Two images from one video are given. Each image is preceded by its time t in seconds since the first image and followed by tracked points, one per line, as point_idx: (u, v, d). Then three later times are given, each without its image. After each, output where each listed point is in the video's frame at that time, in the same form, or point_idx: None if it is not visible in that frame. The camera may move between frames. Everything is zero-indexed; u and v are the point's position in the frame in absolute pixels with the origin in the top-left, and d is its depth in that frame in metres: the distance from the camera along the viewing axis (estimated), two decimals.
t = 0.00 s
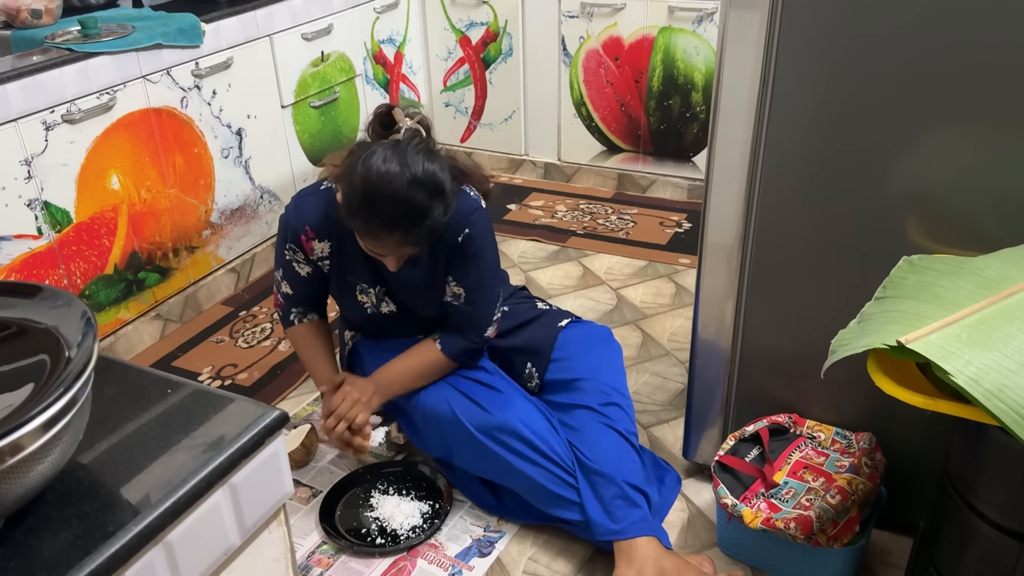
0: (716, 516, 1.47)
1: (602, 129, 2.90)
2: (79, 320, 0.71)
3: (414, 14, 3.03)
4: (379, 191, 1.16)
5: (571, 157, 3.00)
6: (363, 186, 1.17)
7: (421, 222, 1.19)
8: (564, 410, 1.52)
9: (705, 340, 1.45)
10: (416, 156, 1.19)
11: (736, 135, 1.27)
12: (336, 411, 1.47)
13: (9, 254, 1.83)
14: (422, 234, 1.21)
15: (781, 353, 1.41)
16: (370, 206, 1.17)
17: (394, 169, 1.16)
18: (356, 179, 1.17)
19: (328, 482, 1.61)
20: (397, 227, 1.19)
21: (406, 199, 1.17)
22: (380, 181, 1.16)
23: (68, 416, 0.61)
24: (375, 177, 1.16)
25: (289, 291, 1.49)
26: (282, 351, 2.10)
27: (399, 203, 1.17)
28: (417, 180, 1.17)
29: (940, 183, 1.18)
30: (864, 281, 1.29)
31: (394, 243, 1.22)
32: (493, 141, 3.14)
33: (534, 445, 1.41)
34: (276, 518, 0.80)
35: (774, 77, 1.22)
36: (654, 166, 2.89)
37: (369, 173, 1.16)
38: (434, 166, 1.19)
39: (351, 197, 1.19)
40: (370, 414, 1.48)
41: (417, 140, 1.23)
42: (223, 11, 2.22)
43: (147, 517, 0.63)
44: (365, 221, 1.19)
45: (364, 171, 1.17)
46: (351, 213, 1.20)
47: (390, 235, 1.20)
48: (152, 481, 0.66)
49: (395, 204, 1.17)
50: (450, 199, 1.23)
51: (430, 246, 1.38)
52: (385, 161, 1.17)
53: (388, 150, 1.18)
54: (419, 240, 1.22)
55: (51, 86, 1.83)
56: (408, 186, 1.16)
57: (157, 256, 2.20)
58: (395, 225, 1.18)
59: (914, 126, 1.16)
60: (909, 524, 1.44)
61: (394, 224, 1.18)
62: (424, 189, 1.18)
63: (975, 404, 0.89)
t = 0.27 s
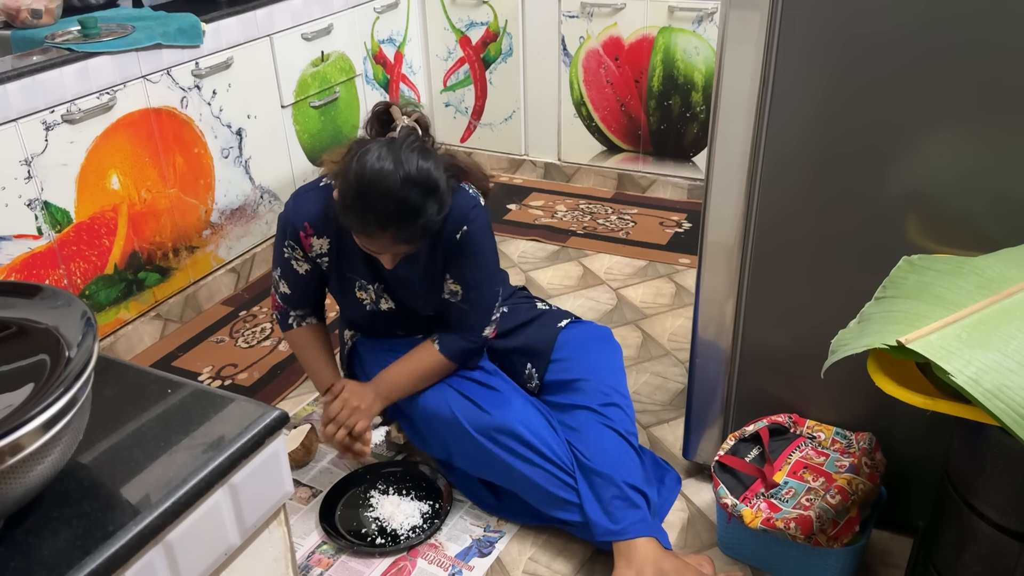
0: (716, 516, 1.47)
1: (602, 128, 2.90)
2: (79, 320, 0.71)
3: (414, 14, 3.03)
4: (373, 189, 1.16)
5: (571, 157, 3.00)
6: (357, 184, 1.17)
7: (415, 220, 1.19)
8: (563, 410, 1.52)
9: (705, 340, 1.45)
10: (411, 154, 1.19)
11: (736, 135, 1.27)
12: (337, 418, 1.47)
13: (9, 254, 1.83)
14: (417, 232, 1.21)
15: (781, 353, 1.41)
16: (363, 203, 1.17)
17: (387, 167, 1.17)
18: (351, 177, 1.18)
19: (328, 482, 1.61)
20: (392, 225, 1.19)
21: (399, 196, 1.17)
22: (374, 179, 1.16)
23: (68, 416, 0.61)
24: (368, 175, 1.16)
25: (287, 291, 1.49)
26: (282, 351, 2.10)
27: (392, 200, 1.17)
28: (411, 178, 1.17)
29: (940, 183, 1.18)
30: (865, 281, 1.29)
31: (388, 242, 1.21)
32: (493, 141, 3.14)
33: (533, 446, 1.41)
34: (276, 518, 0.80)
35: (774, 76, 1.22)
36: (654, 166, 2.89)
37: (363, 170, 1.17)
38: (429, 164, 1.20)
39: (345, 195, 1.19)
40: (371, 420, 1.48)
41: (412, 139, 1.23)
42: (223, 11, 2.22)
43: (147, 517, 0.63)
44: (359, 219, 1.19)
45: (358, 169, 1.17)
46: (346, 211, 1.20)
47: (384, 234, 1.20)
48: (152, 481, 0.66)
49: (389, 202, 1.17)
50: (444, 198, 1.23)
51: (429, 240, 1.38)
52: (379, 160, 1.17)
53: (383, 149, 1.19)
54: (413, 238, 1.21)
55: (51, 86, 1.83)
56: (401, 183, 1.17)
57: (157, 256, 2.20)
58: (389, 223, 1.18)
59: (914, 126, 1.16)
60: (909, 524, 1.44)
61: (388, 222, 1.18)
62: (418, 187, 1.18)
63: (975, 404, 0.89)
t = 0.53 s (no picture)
0: (716, 516, 1.47)
1: (602, 128, 2.90)
2: (79, 320, 0.71)
3: (414, 14, 3.03)
4: (386, 175, 1.16)
5: (571, 157, 3.00)
6: (369, 171, 1.16)
7: (429, 204, 1.20)
8: (564, 410, 1.51)
9: (705, 340, 1.45)
10: (420, 139, 1.19)
11: (736, 135, 1.27)
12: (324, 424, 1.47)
13: (9, 254, 1.83)
14: (430, 216, 1.21)
15: (781, 353, 1.41)
16: (377, 190, 1.17)
17: (399, 153, 1.17)
18: (362, 165, 1.17)
19: (328, 482, 1.61)
20: (406, 211, 1.19)
21: (413, 180, 1.17)
22: (386, 165, 1.16)
23: (68, 416, 0.61)
24: (380, 161, 1.16)
25: (296, 292, 1.48)
26: (282, 351, 2.10)
27: (407, 185, 1.17)
28: (423, 162, 1.18)
29: (940, 183, 1.18)
30: (865, 281, 1.29)
31: (403, 227, 1.21)
32: (493, 141, 3.14)
33: (534, 445, 1.41)
34: (276, 518, 0.80)
35: (774, 76, 1.22)
36: (654, 166, 2.89)
37: (374, 158, 1.16)
38: (438, 148, 1.20)
39: (358, 183, 1.18)
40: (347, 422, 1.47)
41: (418, 125, 1.23)
42: (223, 11, 2.22)
43: (147, 517, 0.63)
44: (373, 206, 1.18)
45: (368, 157, 1.17)
46: (358, 200, 1.20)
47: (399, 219, 1.20)
48: (152, 481, 0.66)
49: (404, 186, 1.17)
50: (455, 179, 1.23)
51: (440, 230, 1.38)
52: (389, 146, 1.17)
53: (391, 135, 1.19)
54: (428, 222, 1.22)
55: (51, 86, 1.83)
56: (414, 167, 1.17)
57: (157, 255, 2.20)
58: (404, 208, 1.18)
59: (914, 126, 1.16)
60: (909, 525, 1.44)
61: (403, 207, 1.18)
62: (430, 170, 1.18)
63: (975, 404, 0.89)
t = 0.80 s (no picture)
0: (716, 516, 1.47)
1: (602, 128, 2.90)
2: (79, 320, 0.71)
3: (414, 14, 3.03)
4: (392, 165, 1.16)
5: (571, 157, 3.00)
6: (375, 162, 1.16)
7: (435, 194, 1.20)
8: (562, 410, 1.51)
9: (705, 340, 1.45)
10: (425, 130, 1.20)
11: (736, 135, 1.27)
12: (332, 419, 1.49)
13: (9, 254, 1.83)
14: (436, 207, 1.21)
15: (782, 353, 1.41)
16: (384, 180, 1.17)
17: (405, 145, 1.17)
18: (367, 156, 1.17)
19: (328, 482, 1.61)
20: (411, 201, 1.19)
21: (420, 170, 1.17)
22: (392, 156, 1.16)
23: (68, 416, 0.61)
24: (386, 152, 1.16)
25: (297, 287, 1.48)
26: (282, 351, 2.10)
27: (413, 176, 1.17)
28: (429, 152, 1.18)
29: (940, 183, 1.18)
30: (865, 281, 1.29)
31: (408, 218, 1.21)
32: (493, 141, 3.14)
33: (535, 444, 1.41)
34: (276, 518, 0.80)
35: (774, 76, 1.22)
36: (654, 166, 2.89)
37: (380, 150, 1.16)
38: (443, 140, 1.21)
39: (364, 174, 1.18)
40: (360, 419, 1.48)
41: (422, 116, 1.23)
42: (223, 11, 2.22)
43: (147, 517, 0.63)
44: (379, 197, 1.18)
45: (374, 148, 1.17)
46: (364, 192, 1.19)
47: (405, 209, 1.20)
48: (152, 481, 0.66)
49: (410, 176, 1.17)
50: (459, 171, 1.24)
51: (439, 225, 1.39)
52: (394, 137, 1.17)
53: (396, 126, 1.19)
54: (433, 213, 1.22)
55: (52, 86, 1.83)
56: (420, 158, 1.17)
57: (157, 255, 2.20)
58: (410, 198, 1.18)
59: (914, 126, 1.16)
60: (909, 525, 1.44)
61: (409, 198, 1.18)
62: (436, 160, 1.19)
63: (975, 404, 0.89)
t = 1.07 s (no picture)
0: (716, 516, 1.47)
1: (602, 129, 2.90)
2: (79, 320, 0.71)
3: (414, 14, 3.03)
4: (390, 181, 1.16)
5: (571, 157, 3.00)
6: (373, 178, 1.16)
7: (432, 210, 1.20)
8: (562, 410, 1.51)
9: (705, 340, 1.45)
10: (422, 145, 1.19)
11: (736, 135, 1.27)
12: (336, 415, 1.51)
13: (9, 254, 1.83)
14: (433, 221, 1.22)
15: (782, 353, 1.41)
16: (381, 197, 1.17)
17: (402, 160, 1.16)
18: (365, 172, 1.17)
19: (328, 482, 1.61)
20: (409, 217, 1.19)
21: (417, 187, 1.17)
22: (390, 172, 1.16)
23: (68, 416, 0.61)
24: (383, 169, 1.16)
25: (292, 286, 1.49)
26: (282, 351, 2.10)
27: (410, 192, 1.17)
28: (426, 168, 1.17)
29: (940, 183, 1.18)
30: (865, 281, 1.29)
31: (407, 232, 1.22)
32: (493, 141, 3.14)
33: (535, 443, 1.41)
34: (276, 518, 0.80)
35: (774, 76, 1.22)
36: (654, 166, 2.89)
37: (378, 165, 1.16)
38: (441, 154, 1.20)
39: (361, 190, 1.18)
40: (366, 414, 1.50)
41: (419, 130, 1.23)
42: (223, 11, 2.22)
43: (147, 517, 0.63)
44: (377, 213, 1.18)
45: (372, 163, 1.16)
46: (361, 206, 1.20)
47: (403, 225, 1.20)
48: (152, 481, 0.66)
49: (407, 193, 1.17)
50: (457, 184, 1.23)
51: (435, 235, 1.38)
52: (392, 153, 1.17)
53: (394, 141, 1.18)
54: (431, 227, 1.22)
55: (52, 86, 1.83)
56: (417, 174, 1.16)
57: (157, 255, 2.20)
58: (407, 214, 1.19)
59: (914, 126, 1.16)
60: (909, 525, 1.44)
61: (407, 213, 1.18)
62: (433, 176, 1.18)
63: (975, 404, 0.89)
